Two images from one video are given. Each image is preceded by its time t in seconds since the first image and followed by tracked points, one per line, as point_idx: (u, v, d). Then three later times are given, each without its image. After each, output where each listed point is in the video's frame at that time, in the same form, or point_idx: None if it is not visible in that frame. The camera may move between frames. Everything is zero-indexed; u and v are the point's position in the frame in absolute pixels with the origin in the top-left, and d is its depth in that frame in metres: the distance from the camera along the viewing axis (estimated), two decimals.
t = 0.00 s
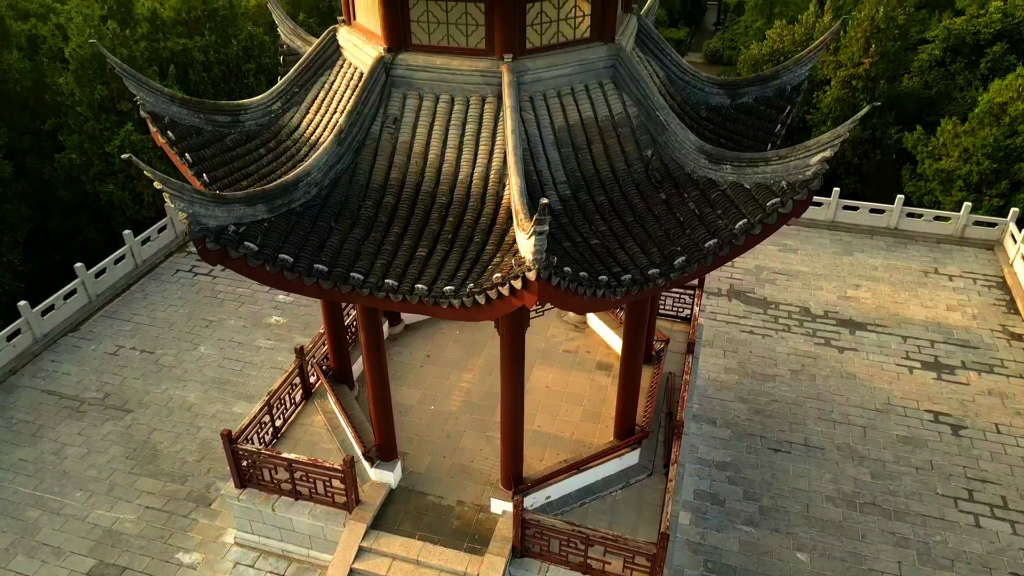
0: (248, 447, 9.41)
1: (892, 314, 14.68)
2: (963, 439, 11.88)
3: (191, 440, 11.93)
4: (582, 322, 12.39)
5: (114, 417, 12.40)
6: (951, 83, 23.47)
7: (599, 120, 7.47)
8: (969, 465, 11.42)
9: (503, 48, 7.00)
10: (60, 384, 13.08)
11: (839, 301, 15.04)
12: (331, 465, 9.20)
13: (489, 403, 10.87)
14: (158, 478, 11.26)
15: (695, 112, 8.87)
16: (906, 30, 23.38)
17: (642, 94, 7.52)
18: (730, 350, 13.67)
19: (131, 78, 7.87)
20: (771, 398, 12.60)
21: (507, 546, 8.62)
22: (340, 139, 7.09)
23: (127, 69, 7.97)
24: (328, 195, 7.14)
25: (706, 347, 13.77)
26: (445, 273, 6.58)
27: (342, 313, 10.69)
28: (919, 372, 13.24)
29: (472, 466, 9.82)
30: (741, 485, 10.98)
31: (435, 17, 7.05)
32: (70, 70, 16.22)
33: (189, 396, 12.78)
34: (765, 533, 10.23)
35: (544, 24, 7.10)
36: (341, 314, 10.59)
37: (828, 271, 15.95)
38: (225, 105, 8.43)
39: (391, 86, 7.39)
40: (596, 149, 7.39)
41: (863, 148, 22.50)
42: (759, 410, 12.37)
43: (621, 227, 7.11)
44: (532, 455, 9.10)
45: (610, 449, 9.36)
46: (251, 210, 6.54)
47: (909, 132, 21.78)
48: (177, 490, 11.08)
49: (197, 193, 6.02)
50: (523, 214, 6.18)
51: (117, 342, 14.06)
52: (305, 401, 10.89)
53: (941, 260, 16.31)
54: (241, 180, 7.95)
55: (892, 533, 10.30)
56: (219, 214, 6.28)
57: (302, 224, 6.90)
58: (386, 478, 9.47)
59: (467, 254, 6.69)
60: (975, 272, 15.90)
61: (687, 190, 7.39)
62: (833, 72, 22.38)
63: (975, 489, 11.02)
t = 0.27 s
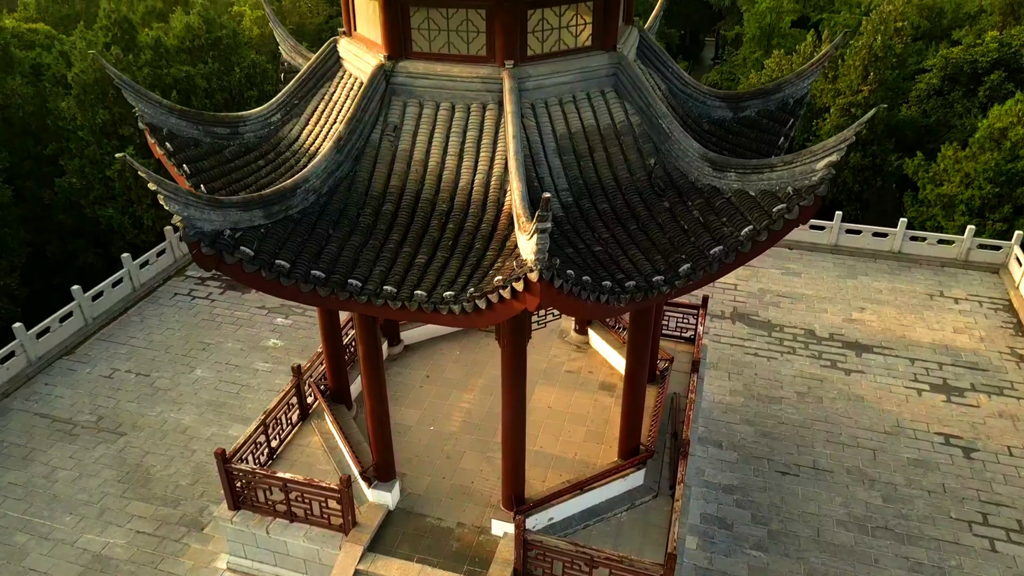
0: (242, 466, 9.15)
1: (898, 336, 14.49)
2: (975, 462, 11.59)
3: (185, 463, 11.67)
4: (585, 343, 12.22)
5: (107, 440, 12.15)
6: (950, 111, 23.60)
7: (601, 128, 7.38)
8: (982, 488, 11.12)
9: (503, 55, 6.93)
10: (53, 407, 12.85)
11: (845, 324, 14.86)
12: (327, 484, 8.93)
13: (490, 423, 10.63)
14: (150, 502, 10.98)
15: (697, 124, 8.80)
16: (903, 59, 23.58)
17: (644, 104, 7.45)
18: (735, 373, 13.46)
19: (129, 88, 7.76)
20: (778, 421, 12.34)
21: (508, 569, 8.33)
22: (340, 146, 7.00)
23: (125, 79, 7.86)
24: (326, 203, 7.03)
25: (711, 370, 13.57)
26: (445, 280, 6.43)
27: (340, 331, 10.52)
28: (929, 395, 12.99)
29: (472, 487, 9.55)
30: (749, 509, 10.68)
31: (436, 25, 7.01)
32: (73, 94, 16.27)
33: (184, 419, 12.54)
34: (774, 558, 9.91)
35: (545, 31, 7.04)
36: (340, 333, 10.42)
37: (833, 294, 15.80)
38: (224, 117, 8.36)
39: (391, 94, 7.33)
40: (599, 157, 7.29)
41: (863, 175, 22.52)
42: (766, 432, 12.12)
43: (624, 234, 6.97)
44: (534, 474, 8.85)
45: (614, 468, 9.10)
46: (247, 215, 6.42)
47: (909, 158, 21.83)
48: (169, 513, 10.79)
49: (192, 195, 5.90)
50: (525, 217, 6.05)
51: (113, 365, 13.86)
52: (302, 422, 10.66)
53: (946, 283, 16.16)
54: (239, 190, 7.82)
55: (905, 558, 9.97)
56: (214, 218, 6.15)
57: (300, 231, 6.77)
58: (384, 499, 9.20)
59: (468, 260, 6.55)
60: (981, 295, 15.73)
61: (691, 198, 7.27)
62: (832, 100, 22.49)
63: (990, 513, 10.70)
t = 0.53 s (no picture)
0: (237, 486, 8.90)
1: (905, 359, 14.29)
2: (988, 485, 11.30)
3: (178, 487, 11.40)
4: (587, 364, 12.04)
5: (100, 463, 11.89)
6: (949, 139, 23.71)
7: (604, 136, 7.31)
8: (997, 511, 10.82)
9: (505, 61, 6.88)
10: (45, 431, 12.61)
11: (851, 346, 14.68)
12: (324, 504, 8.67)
13: (491, 444, 10.39)
14: (142, 527, 10.68)
15: (700, 137, 8.74)
16: (902, 87, 23.76)
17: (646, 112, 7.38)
18: (740, 396, 13.25)
19: (128, 99, 7.69)
20: (785, 443, 12.09)
21: None
22: (340, 153, 6.92)
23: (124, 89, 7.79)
24: (326, 210, 6.92)
25: (716, 393, 13.37)
26: (445, 286, 6.30)
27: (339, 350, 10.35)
28: (938, 417, 12.75)
29: (472, 508, 9.28)
30: (758, 532, 10.38)
31: (437, 32, 6.97)
32: (75, 119, 16.33)
33: (179, 442, 12.29)
34: None
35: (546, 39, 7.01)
36: (338, 351, 10.24)
37: (838, 317, 15.64)
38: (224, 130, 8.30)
39: (392, 102, 7.28)
40: (601, 164, 7.20)
41: (865, 202, 22.51)
42: (773, 455, 11.86)
43: (628, 242, 6.85)
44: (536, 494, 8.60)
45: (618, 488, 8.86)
46: (245, 220, 6.30)
47: (910, 185, 21.85)
48: (161, 538, 10.48)
49: (188, 198, 5.80)
50: (528, 221, 5.93)
51: (107, 388, 13.64)
52: (298, 444, 10.42)
53: (952, 307, 16.00)
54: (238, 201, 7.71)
55: None
56: (211, 222, 6.04)
57: (299, 238, 6.66)
58: (381, 521, 8.94)
59: (469, 266, 6.41)
60: (988, 318, 15.56)
61: (695, 206, 7.16)
62: (831, 128, 22.59)
63: (1006, 536, 10.40)
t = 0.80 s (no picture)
0: (231, 505, 8.66)
1: (913, 381, 14.07)
2: (1002, 508, 11.01)
3: (171, 510, 11.12)
4: (590, 384, 11.84)
5: (92, 486, 11.62)
6: (949, 166, 23.78)
7: (607, 143, 7.24)
8: (1012, 534, 10.52)
9: (507, 67, 6.85)
10: (37, 453, 12.36)
11: (857, 369, 14.48)
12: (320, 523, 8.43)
13: (492, 464, 10.15)
14: (133, 550, 10.38)
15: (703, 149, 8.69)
16: (901, 115, 23.88)
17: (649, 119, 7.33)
18: (746, 418, 13.02)
19: (127, 109, 7.57)
20: (793, 466, 11.83)
21: None
22: (340, 158, 6.84)
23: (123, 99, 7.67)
24: (325, 216, 6.83)
25: (721, 415, 13.14)
26: (446, 290, 6.18)
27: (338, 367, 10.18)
28: (949, 439, 12.49)
29: (473, 528, 9.01)
30: (767, 556, 10.07)
31: (438, 39, 6.93)
32: (77, 143, 16.36)
33: (174, 465, 12.03)
34: None
35: (551, 47, 7.00)
36: (337, 369, 10.07)
37: (843, 340, 15.46)
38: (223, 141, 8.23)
39: (393, 110, 7.23)
40: (604, 171, 7.12)
41: (866, 228, 22.46)
42: (781, 477, 11.59)
43: (632, 248, 6.74)
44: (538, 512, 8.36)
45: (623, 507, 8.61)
46: (242, 224, 6.20)
47: (911, 211, 21.87)
48: (152, 562, 10.18)
49: (185, 198, 5.72)
50: (529, 223, 5.84)
51: (102, 411, 13.42)
52: (295, 464, 10.18)
53: (958, 330, 15.82)
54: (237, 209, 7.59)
55: None
56: (207, 225, 5.94)
57: (298, 243, 6.55)
58: (379, 541, 8.69)
59: (470, 270, 6.29)
60: (995, 341, 15.37)
61: (700, 213, 7.07)
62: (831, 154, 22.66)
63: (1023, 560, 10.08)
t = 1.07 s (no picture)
0: (224, 523, 8.42)
1: (921, 404, 13.86)
2: (1017, 530, 10.72)
3: (164, 533, 10.85)
4: (593, 403, 11.65)
5: (84, 509, 11.36)
6: (950, 193, 23.81)
7: (609, 149, 7.19)
8: None
9: (508, 72, 6.81)
10: (29, 476, 12.12)
11: (863, 391, 14.28)
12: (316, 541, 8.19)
13: (494, 483, 9.92)
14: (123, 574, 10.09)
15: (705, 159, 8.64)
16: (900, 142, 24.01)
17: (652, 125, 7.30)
18: (752, 440, 12.79)
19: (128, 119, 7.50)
20: (801, 488, 11.57)
21: None
22: (340, 162, 6.77)
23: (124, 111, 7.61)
24: (325, 221, 6.74)
25: (726, 437, 12.91)
26: (446, 293, 6.06)
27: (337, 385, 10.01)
28: (959, 461, 12.24)
29: (473, 548, 8.75)
30: None
31: (440, 44, 6.91)
32: (79, 166, 16.41)
33: (168, 487, 11.78)
34: None
35: (553, 52, 6.96)
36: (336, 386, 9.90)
37: (848, 363, 15.28)
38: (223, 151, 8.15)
39: (394, 116, 7.20)
40: (606, 176, 7.05)
41: (868, 254, 22.42)
42: (789, 500, 11.32)
43: (636, 252, 6.63)
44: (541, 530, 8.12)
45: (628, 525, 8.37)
46: (240, 225, 6.12)
47: (913, 236, 21.85)
48: None
49: (182, 197, 5.65)
50: (531, 223, 5.75)
51: (96, 433, 13.20)
52: (291, 483, 9.94)
53: (964, 352, 15.64)
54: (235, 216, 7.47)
55: None
56: (204, 225, 5.86)
57: (296, 247, 6.45)
58: (377, 561, 8.43)
59: (472, 272, 6.18)
60: (1002, 363, 15.17)
61: (704, 218, 6.98)
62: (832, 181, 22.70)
63: None
